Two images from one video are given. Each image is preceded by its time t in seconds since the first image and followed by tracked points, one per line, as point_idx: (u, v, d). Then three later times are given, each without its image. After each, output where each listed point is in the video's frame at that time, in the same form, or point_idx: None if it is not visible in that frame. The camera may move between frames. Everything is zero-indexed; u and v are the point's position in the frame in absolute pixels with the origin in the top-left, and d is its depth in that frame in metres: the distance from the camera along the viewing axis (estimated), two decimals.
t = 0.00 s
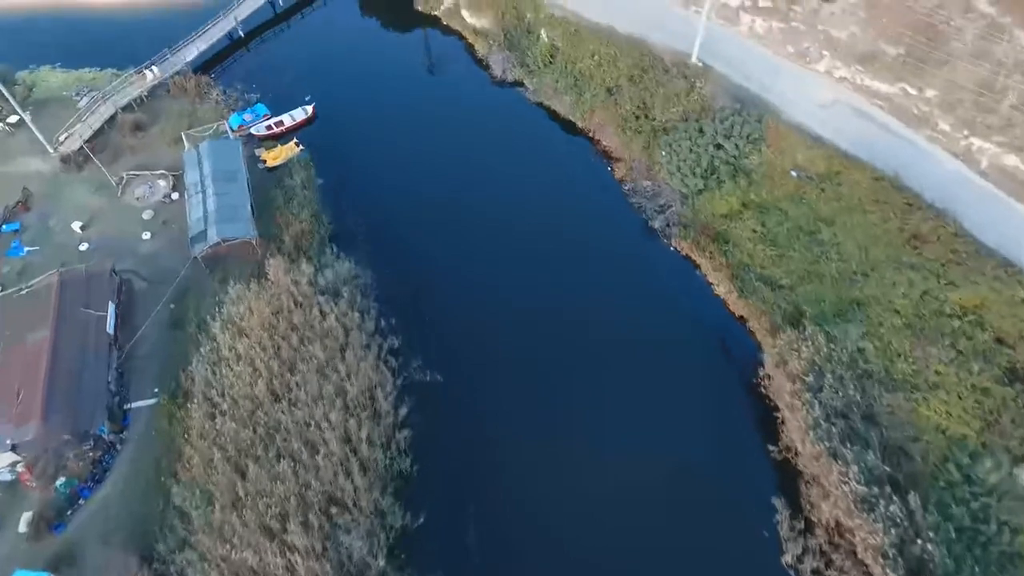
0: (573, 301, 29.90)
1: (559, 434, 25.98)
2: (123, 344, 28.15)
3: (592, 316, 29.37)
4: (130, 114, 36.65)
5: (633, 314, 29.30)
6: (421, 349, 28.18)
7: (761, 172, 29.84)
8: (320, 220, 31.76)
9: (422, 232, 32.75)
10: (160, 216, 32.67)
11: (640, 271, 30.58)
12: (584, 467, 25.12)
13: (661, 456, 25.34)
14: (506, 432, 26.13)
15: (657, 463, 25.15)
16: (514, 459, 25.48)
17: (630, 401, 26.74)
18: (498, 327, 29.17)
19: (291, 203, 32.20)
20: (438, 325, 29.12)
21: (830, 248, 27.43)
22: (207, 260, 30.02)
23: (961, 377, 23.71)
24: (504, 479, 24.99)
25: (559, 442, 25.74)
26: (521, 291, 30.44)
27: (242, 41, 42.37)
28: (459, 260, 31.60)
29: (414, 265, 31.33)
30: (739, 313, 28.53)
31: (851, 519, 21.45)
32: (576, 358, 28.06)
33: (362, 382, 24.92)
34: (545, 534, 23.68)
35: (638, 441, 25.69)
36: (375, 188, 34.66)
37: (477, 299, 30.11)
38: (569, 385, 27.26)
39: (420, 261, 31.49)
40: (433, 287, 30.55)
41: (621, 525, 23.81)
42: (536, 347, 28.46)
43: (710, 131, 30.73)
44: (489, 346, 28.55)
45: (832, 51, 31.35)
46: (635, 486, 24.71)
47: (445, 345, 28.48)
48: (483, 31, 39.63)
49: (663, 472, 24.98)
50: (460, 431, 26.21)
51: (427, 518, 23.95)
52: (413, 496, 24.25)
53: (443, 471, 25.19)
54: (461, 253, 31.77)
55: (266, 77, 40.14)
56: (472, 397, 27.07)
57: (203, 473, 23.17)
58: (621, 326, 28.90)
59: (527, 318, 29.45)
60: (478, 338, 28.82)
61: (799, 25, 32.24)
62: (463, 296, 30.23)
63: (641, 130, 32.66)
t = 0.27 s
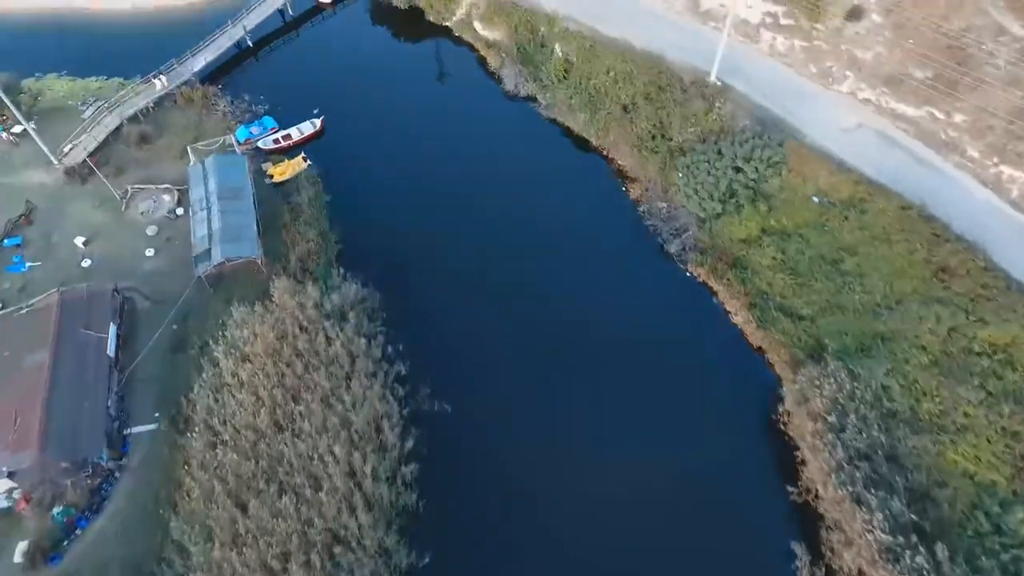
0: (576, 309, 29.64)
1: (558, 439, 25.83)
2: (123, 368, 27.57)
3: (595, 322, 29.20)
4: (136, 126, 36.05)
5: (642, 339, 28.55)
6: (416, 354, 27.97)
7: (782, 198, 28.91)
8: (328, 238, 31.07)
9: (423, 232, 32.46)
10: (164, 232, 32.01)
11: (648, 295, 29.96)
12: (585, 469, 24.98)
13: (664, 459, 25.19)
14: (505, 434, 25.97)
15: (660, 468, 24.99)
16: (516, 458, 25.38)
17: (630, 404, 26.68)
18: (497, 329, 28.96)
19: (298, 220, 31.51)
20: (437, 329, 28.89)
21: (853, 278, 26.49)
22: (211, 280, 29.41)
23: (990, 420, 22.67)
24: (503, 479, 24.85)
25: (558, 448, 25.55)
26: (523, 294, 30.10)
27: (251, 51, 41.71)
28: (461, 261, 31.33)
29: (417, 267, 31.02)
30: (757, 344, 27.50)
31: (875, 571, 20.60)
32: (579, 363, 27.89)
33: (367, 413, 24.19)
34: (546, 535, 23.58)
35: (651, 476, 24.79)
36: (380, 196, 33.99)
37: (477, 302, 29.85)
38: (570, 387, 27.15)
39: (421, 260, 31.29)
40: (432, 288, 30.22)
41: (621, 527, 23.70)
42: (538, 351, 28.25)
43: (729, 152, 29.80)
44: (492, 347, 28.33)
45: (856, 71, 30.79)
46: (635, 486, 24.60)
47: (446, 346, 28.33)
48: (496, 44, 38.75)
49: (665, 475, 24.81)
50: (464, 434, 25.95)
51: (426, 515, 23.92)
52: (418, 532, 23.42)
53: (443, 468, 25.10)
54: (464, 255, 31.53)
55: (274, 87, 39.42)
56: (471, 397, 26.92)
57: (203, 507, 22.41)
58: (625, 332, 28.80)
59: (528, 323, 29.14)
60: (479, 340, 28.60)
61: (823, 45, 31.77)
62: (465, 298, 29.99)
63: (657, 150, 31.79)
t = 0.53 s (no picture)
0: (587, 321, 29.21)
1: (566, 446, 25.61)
2: (126, 389, 26.95)
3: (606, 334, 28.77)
4: (145, 136, 35.45)
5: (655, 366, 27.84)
6: (423, 358, 27.80)
7: (805, 225, 27.89)
8: (336, 257, 30.36)
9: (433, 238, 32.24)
10: (171, 247, 31.41)
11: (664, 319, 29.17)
12: (593, 478, 24.83)
13: (672, 470, 25.04)
14: (512, 440, 25.77)
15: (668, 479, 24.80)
16: (525, 461, 25.30)
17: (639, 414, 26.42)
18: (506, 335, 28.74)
19: (306, 238, 30.83)
20: (444, 335, 28.68)
21: (879, 313, 25.51)
22: (216, 299, 28.79)
23: None
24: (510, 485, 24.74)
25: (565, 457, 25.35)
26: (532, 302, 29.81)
27: (261, 60, 41.03)
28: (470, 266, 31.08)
29: (426, 272, 30.76)
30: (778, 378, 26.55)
31: None
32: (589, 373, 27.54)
33: (374, 446, 23.48)
34: (552, 538, 23.59)
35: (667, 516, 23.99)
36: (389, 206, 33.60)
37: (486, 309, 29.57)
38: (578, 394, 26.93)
39: (431, 265, 31.06)
40: (441, 295, 29.95)
41: (628, 536, 23.58)
42: (546, 360, 27.98)
43: (751, 177, 28.82)
44: (499, 353, 28.10)
45: (884, 95, 29.79)
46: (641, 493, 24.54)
47: (454, 350, 28.13)
48: (511, 57, 37.85)
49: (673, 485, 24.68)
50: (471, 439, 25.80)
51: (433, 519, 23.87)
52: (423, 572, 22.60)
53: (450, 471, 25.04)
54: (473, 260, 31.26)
55: (285, 98, 38.79)
56: (477, 402, 26.78)
57: (203, 542, 21.66)
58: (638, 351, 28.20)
59: (536, 331, 28.81)
60: (487, 347, 28.35)
61: (850, 67, 30.78)
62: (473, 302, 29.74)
63: (676, 172, 30.89)
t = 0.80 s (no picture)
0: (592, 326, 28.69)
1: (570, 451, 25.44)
2: (127, 413, 26.29)
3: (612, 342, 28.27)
4: (152, 148, 34.82)
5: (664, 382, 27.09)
6: (425, 360, 27.71)
7: (829, 254, 26.94)
8: (344, 277, 29.65)
9: (438, 242, 32.00)
10: (176, 264, 30.75)
11: (673, 330, 28.40)
12: (596, 483, 24.70)
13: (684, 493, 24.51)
14: (514, 444, 25.64)
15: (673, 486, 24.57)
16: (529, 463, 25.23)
17: (643, 420, 26.14)
18: (510, 339, 28.51)
19: (314, 256, 30.16)
20: (447, 337, 28.48)
21: (905, 349, 24.54)
22: (221, 320, 28.13)
23: None
24: (513, 487, 24.65)
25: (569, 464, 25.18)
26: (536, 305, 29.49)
27: (271, 70, 40.34)
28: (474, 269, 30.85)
29: (430, 275, 30.59)
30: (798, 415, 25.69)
31: None
32: (593, 379, 27.20)
33: (380, 480, 22.74)
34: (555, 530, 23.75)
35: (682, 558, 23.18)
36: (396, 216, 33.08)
37: (490, 313, 29.30)
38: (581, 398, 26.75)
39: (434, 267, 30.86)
40: (445, 298, 29.70)
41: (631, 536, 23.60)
42: (551, 364, 27.71)
43: (773, 204, 27.82)
44: (503, 357, 27.89)
45: (912, 120, 28.83)
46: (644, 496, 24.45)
47: (457, 353, 27.95)
48: (526, 72, 36.99)
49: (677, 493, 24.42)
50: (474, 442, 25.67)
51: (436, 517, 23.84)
52: None
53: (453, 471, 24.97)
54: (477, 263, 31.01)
55: (295, 111, 38.13)
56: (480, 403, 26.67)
57: None
58: (644, 360, 27.69)
59: (540, 336, 28.51)
60: (490, 349, 28.11)
61: (877, 89, 29.80)
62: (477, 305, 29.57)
63: (694, 195, 29.96)
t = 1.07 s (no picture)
0: (592, 329, 28.76)
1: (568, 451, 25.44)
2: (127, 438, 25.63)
3: (612, 345, 28.17)
4: (159, 161, 34.19)
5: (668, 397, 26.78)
6: (423, 358, 27.77)
7: (853, 286, 26.01)
8: (351, 299, 28.90)
9: (439, 242, 32.03)
10: (180, 282, 30.10)
11: (674, 338, 28.26)
12: (598, 480, 24.74)
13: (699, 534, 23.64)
14: (512, 442, 25.64)
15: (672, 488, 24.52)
16: (529, 462, 25.23)
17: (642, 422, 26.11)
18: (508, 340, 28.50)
19: (321, 277, 29.46)
20: (446, 337, 28.51)
21: (933, 389, 23.58)
22: (225, 341, 27.42)
23: None
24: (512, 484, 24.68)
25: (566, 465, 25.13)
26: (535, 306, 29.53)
27: (280, 80, 39.61)
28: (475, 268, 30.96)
29: (432, 275, 30.68)
30: (819, 454, 24.90)
31: None
32: (593, 379, 27.28)
33: (385, 518, 21.96)
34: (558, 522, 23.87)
35: None
36: (402, 223, 32.77)
37: (490, 315, 29.31)
38: (580, 398, 26.77)
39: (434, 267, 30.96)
40: (444, 297, 29.83)
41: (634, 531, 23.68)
42: (550, 364, 27.76)
43: (796, 232, 26.85)
44: (504, 357, 27.92)
45: (941, 147, 27.82)
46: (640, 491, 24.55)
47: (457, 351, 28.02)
48: (541, 86, 36.20)
49: (675, 497, 24.35)
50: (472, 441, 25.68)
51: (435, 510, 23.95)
52: None
53: (451, 466, 25.11)
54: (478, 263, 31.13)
55: (304, 124, 37.42)
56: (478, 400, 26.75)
57: None
58: (641, 362, 27.72)
59: (540, 337, 28.51)
60: (489, 348, 28.18)
61: (905, 114, 28.80)
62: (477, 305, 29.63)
63: (713, 220, 29.01)
